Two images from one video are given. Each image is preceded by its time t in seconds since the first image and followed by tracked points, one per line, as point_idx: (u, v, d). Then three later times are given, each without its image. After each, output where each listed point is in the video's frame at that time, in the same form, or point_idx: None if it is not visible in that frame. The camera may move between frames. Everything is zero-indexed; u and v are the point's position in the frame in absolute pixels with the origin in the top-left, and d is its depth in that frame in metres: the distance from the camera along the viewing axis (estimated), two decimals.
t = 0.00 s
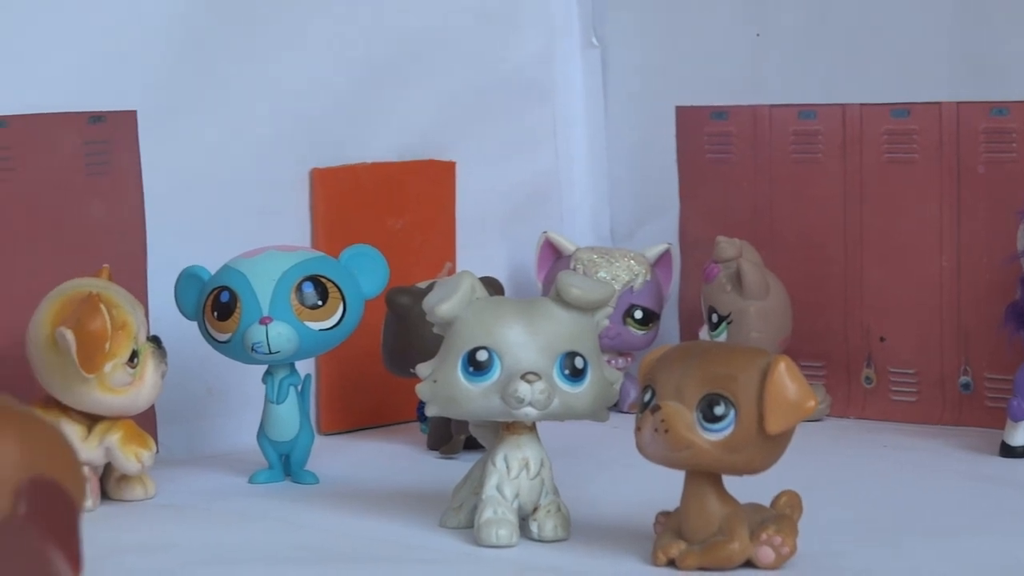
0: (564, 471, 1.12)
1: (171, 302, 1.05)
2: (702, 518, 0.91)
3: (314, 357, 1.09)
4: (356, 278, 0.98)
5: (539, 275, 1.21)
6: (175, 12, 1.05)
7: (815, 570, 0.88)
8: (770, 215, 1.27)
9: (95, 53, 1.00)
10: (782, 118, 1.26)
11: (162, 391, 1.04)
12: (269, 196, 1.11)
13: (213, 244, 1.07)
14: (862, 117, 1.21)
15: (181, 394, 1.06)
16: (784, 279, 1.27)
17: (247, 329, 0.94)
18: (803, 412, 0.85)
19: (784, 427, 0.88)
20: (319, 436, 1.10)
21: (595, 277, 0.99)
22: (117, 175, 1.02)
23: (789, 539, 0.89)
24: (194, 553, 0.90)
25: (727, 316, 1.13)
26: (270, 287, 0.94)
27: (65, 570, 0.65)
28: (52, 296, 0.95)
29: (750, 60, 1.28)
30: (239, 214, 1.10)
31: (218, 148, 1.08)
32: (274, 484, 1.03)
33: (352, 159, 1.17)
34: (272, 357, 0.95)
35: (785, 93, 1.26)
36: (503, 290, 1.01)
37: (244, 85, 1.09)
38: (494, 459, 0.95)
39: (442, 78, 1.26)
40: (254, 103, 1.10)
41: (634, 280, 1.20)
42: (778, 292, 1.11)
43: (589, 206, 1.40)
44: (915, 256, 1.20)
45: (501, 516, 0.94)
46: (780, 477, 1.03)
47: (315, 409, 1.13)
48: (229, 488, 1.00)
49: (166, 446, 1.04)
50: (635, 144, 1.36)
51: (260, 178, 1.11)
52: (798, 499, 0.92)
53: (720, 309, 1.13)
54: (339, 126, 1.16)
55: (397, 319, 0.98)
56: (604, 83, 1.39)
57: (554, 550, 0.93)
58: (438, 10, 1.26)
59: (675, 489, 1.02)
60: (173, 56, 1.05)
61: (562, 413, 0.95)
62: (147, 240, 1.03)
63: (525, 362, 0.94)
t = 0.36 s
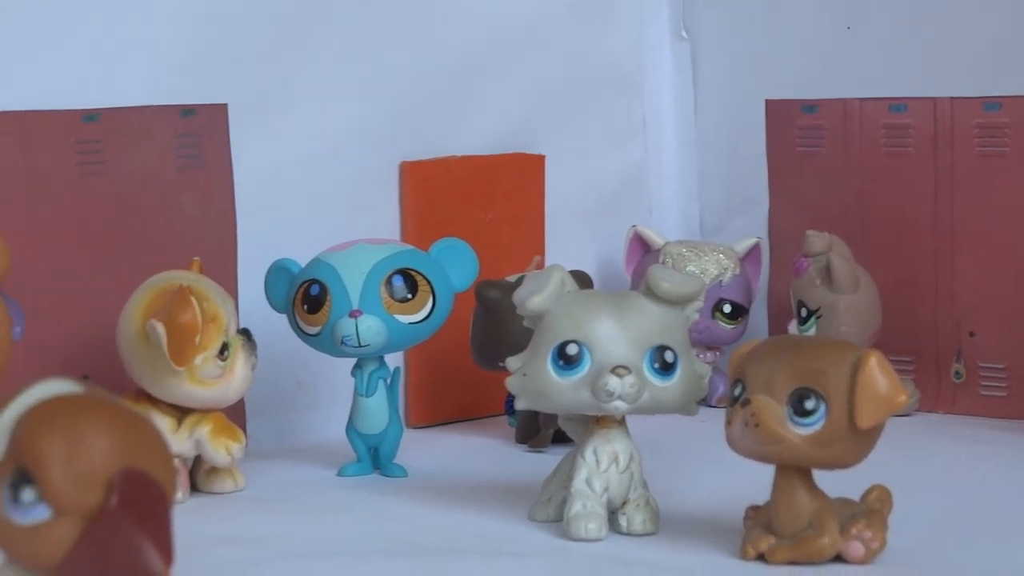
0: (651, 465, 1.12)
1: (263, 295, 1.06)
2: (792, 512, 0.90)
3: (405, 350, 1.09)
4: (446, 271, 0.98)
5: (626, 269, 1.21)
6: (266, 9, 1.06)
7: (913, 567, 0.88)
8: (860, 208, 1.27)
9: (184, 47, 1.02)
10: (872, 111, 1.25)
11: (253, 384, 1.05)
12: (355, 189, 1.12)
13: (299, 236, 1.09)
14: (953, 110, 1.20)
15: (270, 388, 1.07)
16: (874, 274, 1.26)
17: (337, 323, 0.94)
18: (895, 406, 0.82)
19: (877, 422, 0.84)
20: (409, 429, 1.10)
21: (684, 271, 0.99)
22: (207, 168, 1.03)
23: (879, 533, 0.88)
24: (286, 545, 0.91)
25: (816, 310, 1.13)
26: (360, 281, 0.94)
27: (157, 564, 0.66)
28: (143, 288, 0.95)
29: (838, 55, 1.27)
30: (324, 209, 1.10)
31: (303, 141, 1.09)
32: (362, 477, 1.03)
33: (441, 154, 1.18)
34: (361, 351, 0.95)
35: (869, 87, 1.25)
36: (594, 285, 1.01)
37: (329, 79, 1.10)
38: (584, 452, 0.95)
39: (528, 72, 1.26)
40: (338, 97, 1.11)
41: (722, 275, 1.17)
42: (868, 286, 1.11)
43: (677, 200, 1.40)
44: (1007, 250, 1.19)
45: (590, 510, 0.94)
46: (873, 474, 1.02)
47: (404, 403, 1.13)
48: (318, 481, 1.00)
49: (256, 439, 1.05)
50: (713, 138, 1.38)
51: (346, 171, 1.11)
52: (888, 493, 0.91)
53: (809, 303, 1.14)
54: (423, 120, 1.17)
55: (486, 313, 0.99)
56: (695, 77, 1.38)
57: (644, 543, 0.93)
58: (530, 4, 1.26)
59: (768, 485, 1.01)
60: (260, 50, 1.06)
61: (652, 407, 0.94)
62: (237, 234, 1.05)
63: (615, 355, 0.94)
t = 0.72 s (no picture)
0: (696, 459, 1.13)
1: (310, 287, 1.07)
2: (840, 506, 0.90)
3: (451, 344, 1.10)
4: (493, 265, 0.98)
5: (674, 264, 1.22)
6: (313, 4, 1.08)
7: (964, 563, 0.87)
8: (908, 203, 1.26)
9: (231, 42, 1.03)
10: (919, 107, 1.25)
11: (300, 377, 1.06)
12: (402, 183, 1.13)
13: (347, 228, 1.10)
14: (1001, 105, 1.20)
15: (319, 381, 1.08)
16: (920, 269, 1.26)
17: (384, 316, 0.94)
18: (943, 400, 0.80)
19: (926, 416, 0.83)
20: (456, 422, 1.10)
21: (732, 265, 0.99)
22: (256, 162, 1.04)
23: (927, 528, 0.88)
24: (334, 539, 0.91)
25: (864, 305, 1.14)
26: (407, 275, 0.94)
27: (206, 558, 0.65)
28: (191, 281, 0.95)
29: (882, 49, 1.28)
30: (368, 202, 1.11)
31: (350, 135, 1.10)
32: (410, 470, 1.04)
33: (489, 146, 1.19)
34: (408, 344, 0.95)
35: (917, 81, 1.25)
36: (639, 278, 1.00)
37: (376, 74, 1.11)
38: (631, 447, 0.95)
39: (576, 68, 1.26)
40: (383, 92, 1.12)
41: (771, 269, 1.19)
42: (914, 280, 1.12)
43: (726, 194, 1.40)
44: None
45: (638, 504, 0.94)
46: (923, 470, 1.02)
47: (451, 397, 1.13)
48: (366, 475, 1.01)
49: (304, 432, 1.06)
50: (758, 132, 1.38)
51: (393, 165, 1.12)
52: (937, 488, 0.90)
53: (856, 297, 1.14)
54: (469, 114, 1.18)
55: (533, 307, 0.99)
56: (743, 71, 1.38)
57: (692, 538, 0.93)
58: None
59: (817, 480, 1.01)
60: (307, 45, 1.07)
61: (699, 401, 0.95)
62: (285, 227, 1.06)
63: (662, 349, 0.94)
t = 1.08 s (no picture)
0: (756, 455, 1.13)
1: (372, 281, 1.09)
2: (904, 502, 0.89)
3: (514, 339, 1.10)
4: (557, 259, 0.98)
5: (738, 258, 1.22)
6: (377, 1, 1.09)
7: None
8: (971, 198, 1.28)
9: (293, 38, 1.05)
10: (982, 102, 1.27)
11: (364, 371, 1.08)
12: (464, 179, 1.14)
13: (409, 223, 1.11)
14: None
15: (382, 375, 1.09)
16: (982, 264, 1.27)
17: (448, 311, 0.94)
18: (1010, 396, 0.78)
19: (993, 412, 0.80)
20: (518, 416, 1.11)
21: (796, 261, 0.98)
22: (319, 158, 1.07)
23: (992, 524, 0.87)
24: (398, 533, 0.91)
25: (927, 300, 1.14)
26: (471, 270, 0.94)
27: (271, 552, 0.63)
28: (256, 276, 0.96)
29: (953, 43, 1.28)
30: (428, 198, 1.13)
31: (413, 131, 1.11)
32: (473, 465, 1.04)
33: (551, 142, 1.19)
34: (472, 339, 0.95)
35: (979, 77, 1.27)
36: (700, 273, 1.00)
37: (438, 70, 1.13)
38: (694, 442, 0.95)
39: (638, 62, 1.27)
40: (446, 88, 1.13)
41: (832, 264, 1.19)
42: (978, 275, 1.12)
43: (790, 190, 1.40)
44: None
45: (701, 499, 0.94)
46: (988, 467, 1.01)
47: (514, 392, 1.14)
48: (429, 469, 1.01)
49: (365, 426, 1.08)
50: (815, 129, 1.38)
51: (455, 162, 1.14)
52: (1002, 483, 0.89)
53: (919, 293, 1.14)
54: (532, 110, 1.18)
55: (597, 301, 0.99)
56: (806, 67, 1.38)
57: (757, 533, 0.93)
58: None
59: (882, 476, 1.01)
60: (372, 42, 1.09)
61: (763, 396, 0.94)
62: (347, 221, 1.08)
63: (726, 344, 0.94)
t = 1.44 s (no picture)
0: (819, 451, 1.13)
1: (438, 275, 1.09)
2: (969, 497, 0.88)
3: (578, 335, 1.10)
4: (622, 254, 0.98)
5: (801, 253, 1.24)
6: None
7: None
8: None
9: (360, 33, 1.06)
10: None
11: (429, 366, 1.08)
12: (528, 175, 1.15)
13: (475, 218, 1.12)
14: None
15: (448, 370, 1.10)
16: None
17: (514, 306, 0.94)
18: None
19: None
20: (582, 411, 1.11)
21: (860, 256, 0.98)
22: (386, 152, 1.07)
23: None
24: (462, 529, 0.92)
25: (993, 296, 1.14)
26: (536, 265, 0.94)
27: (338, 546, 0.63)
28: (321, 270, 0.96)
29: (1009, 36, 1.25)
30: (491, 194, 1.13)
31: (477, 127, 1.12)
32: (537, 460, 1.04)
33: (616, 137, 1.20)
34: (537, 334, 0.95)
35: None
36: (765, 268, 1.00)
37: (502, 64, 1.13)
38: (759, 437, 0.95)
39: (702, 55, 1.27)
40: (510, 84, 1.14)
41: (898, 260, 1.20)
42: None
43: (851, 182, 1.41)
44: None
45: (766, 495, 0.94)
46: None
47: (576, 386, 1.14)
48: (495, 464, 1.01)
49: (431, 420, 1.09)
50: (877, 124, 1.38)
51: (521, 156, 1.14)
52: None
53: (985, 289, 1.14)
54: (596, 106, 1.19)
55: (661, 297, 0.99)
56: (870, 61, 1.38)
57: (823, 528, 0.93)
58: None
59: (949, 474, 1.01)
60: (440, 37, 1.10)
61: (828, 392, 0.94)
62: (413, 215, 1.09)
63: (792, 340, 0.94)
